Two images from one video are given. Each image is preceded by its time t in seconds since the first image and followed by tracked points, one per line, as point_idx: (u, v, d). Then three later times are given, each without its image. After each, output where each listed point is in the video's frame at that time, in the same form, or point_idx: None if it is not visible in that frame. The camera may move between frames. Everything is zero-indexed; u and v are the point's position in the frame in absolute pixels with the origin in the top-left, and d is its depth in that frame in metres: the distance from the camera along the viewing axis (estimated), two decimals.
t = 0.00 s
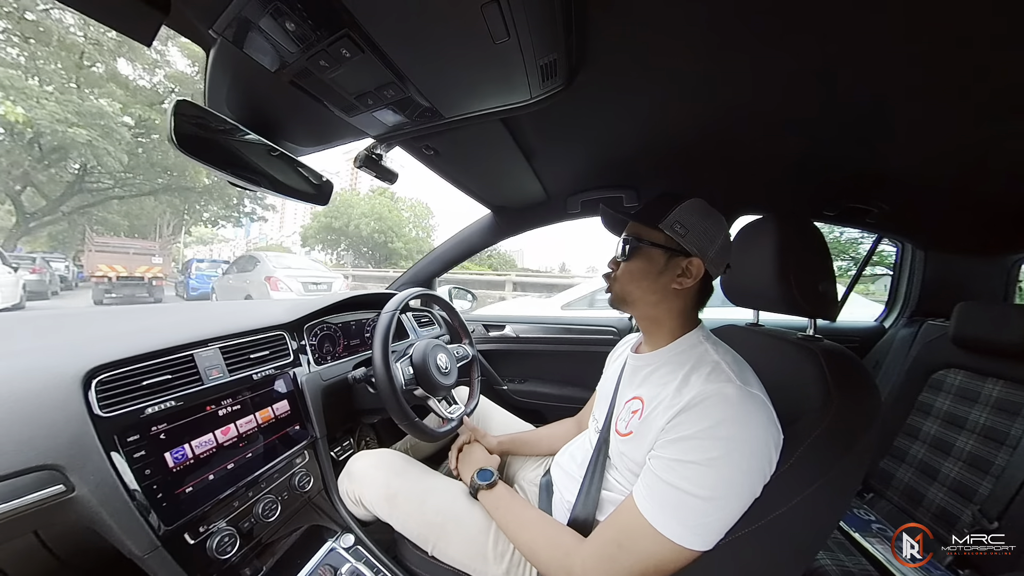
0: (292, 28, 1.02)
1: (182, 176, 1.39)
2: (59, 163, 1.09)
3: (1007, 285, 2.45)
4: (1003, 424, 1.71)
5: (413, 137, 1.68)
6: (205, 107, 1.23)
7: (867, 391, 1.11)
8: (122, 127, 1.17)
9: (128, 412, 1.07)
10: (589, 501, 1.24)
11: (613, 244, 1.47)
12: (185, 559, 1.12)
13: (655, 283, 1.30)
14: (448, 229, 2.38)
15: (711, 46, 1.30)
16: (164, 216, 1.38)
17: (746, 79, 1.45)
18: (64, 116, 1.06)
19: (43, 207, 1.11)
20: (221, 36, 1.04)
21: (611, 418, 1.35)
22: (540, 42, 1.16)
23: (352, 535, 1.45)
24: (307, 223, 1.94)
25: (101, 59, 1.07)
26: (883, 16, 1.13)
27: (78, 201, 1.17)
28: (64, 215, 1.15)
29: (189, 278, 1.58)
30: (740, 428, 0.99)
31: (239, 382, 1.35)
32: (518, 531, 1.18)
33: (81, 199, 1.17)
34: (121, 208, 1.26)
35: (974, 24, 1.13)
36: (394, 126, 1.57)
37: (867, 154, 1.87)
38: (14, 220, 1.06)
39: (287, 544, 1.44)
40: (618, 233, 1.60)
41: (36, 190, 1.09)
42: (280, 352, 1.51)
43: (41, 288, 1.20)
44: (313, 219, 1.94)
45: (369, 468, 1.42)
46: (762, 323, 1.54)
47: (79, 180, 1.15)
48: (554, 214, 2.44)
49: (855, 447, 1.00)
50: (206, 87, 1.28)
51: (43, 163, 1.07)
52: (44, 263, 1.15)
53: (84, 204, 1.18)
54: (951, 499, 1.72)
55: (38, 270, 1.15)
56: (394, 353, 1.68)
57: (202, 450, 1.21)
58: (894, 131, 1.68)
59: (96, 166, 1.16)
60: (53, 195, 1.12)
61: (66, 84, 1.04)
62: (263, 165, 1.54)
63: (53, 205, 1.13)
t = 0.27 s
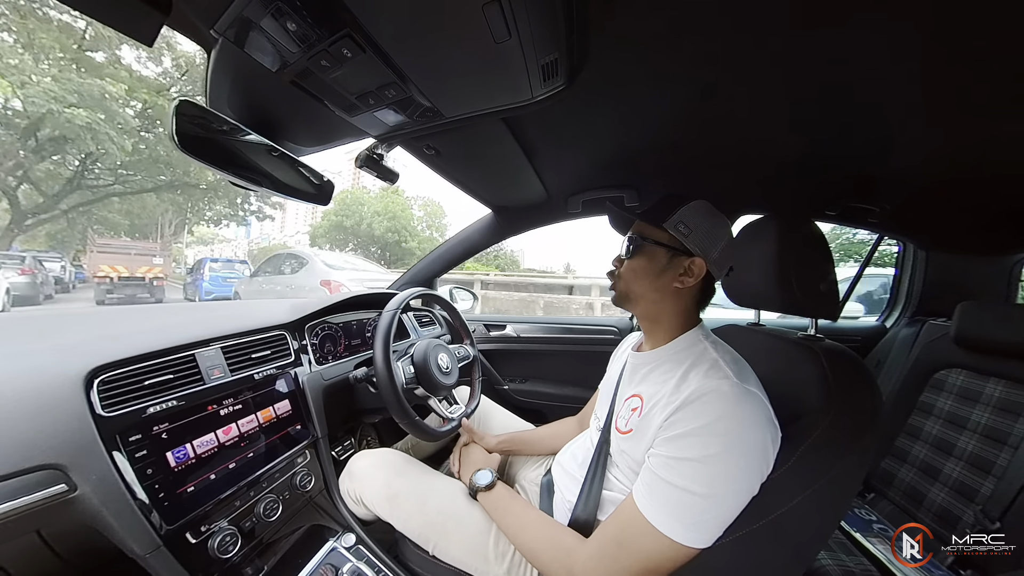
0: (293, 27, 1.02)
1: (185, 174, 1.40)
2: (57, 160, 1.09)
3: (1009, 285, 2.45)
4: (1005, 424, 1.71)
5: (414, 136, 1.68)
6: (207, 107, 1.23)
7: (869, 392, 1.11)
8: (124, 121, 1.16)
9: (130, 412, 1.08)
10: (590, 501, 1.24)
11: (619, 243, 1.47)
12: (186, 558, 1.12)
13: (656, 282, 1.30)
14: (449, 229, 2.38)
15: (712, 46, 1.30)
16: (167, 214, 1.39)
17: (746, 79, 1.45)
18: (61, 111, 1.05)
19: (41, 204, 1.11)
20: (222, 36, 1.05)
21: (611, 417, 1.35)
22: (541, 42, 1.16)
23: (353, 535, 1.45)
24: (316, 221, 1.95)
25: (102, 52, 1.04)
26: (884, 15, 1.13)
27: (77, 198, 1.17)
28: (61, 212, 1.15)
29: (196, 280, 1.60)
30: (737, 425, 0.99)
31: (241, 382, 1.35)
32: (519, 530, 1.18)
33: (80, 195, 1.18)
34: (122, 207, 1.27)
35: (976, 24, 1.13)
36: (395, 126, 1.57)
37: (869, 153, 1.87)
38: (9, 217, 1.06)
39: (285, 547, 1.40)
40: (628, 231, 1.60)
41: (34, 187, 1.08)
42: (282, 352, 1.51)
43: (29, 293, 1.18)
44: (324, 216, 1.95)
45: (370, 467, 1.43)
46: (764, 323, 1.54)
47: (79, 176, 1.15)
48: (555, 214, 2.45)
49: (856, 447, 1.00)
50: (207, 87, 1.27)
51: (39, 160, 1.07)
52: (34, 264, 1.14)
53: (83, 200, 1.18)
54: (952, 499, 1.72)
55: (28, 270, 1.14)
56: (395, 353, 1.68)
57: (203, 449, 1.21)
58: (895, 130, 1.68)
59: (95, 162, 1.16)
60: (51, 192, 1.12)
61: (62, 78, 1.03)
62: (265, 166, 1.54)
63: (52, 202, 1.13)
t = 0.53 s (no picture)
0: (294, 29, 1.02)
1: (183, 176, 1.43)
2: (55, 156, 1.12)
3: (1014, 284, 2.43)
4: (1008, 423, 1.70)
5: (415, 137, 1.68)
6: (208, 107, 1.24)
7: (871, 392, 1.11)
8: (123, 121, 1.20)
9: (134, 411, 1.08)
10: (591, 500, 1.24)
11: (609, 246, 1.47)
12: (190, 556, 1.13)
13: (646, 283, 1.30)
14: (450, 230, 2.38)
15: (714, 45, 1.29)
16: (168, 214, 1.46)
17: (748, 78, 1.44)
18: (61, 112, 1.09)
19: (39, 202, 1.14)
20: (225, 38, 1.05)
21: (610, 416, 1.35)
22: (541, 43, 1.16)
23: (355, 534, 1.45)
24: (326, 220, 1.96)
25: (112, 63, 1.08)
26: (888, 14, 1.12)
27: (75, 194, 1.21)
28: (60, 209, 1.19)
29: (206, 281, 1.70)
30: (731, 422, 0.99)
31: (244, 381, 1.36)
32: (520, 529, 1.18)
33: (79, 192, 1.22)
34: (122, 205, 1.31)
35: (980, 23, 1.12)
36: (396, 126, 1.57)
37: (872, 152, 1.86)
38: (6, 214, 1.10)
39: (286, 547, 1.40)
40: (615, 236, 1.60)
41: (32, 184, 1.12)
42: (284, 352, 1.52)
43: (18, 297, 1.22)
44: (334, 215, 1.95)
45: (372, 467, 1.43)
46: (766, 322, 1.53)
47: (78, 173, 1.19)
48: (556, 214, 2.44)
49: (858, 448, 1.00)
50: (210, 90, 1.27)
51: (37, 157, 1.09)
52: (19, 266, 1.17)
53: (82, 197, 1.23)
54: (956, 500, 1.71)
55: (15, 271, 1.16)
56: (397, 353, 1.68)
57: (206, 448, 1.22)
58: (899, 129, 1.67)
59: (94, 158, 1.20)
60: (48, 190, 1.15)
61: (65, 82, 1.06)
62: (268, 167, 1.54)
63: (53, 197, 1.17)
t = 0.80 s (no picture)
0: (297, 30, 1.03)
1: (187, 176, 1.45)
2: (53, 151, 1.13)
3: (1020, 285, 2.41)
4: (1014, 425, 1.68)
5: (416, 138, 1.69)
6: (211, 109, 1.25)
7: (874, 393, 1.10)
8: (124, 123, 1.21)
9: (138, 411, 1.09)
10: (592, 502, 1.24)
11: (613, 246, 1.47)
12: (193, 556, 1.14)
13: (650, 283, 1.30)
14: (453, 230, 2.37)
15: (715, 45, 1.29)
16: (170, 213, 1.45)
17: (750, 77, 1.44)
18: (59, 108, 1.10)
19: (36, 199, 1.14)
20: (228, 40, 1.05)
21: (613, 417, 1.35)
22: (542, 43, 1.16)
23: (356, 534, 1.46)
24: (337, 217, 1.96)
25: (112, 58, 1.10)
26: (891, 13, 1.12)
27: (72, 191, 1.20)
28: (57, 205, 1.18)
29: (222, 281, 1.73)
30: (737, 424, 0.98)
31: (246, 381, 1.37)
32: (521, 530, 1.18)
33: (77, 188, 1.21)
34: (122, 203, 1.31)
35: (984, 21, 1.12)
36: (398, 127, 1.58)
37: (876, 152, 1.85)
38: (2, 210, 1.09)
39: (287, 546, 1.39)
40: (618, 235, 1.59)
41: (29, 180, 1.12)
42: (287, 352, 1.52)
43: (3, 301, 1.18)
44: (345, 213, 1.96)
45: (374, 467, 1.43)
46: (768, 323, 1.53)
47: (75, 169, 1.18)
48: (559, 214, 2.44)
49: (861, 449, 0.99)
50: (214, 96, 1.29)
51: (34, 153, 1.10)
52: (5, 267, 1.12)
53: (79, 193, 1.22)
54: (961, 502, 1.69)
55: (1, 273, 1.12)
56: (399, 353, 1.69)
57: (209, 448, 1.23)
58: (904, 128, 1.66)
59: (92, 155, 1.20)
60: (45, 185, 1.14)
61: (62, 78, 1.08)
62: (270, 168, 1.55)
63: (49, 193, 1.16)
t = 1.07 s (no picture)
0: (298, 33, 1.04)
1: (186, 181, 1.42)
2: (50, 146, 1.06)
3: None
4: (1019, 424, 1.67)
5: (418, 139, 1.70)
6: (213, 111, 1.26)
7: (877, 391, 1.09)
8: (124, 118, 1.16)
9: (142, 411, 1.10)
10: (594, 501, 1.24)
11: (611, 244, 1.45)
12: (196, 555, 1.14)
13: (660, 281, 1.29)
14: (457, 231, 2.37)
15: (717, 43, 1.29)
16: (171, 212, 1.40)
17: (752, 76, 1.44)
18: (60, 102, 1.04)
19: (29, 194, 1.05)
20: (230, 43, 1.06)
21: (616, 417, 1.35)
22: (545, 43, 1.16)
23: (359, 534, 1.47)
24: (349, 216, 1.93)
25: (115, 52, 1.06)
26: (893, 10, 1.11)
27: (70, 187, 1.11)
28: (53, 200, 1.09)
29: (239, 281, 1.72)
30: (742, 424, 0.98)
31: (249, 382, 1.37)
32: (523, 530, 1.18)
33: (74, 184, 1.11)
34: (122, 200, 1.22)
35: (987, 18, 1.11)
36: (400, 128, 1.58)
37: (879, 150, 1.84)
38: None
39: (291, 547, 1.40)
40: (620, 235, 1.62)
41: (22, 173, 1.03)
42: (289, 353, 1.53)
43: None
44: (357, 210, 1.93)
45: (376, 467, 1.44)
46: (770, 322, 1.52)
47: (74, 163, 1.10)
48: (560, 214, 2.44)
49: (863, 449, 0.98)
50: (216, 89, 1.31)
51: (30, 146, 1.03)
52: None
53: (76, 189, 1.12)
54: (965, 502, 1.68)
55: None
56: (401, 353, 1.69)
57: (213, 448, 1.23)
58: (907, 126, 1.65)
59: (89, 149, 1.12)
60: (41, 179, 1.06)
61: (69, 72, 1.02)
62: (273, 169, 1.56)
63: (45, 187, 1.07)
